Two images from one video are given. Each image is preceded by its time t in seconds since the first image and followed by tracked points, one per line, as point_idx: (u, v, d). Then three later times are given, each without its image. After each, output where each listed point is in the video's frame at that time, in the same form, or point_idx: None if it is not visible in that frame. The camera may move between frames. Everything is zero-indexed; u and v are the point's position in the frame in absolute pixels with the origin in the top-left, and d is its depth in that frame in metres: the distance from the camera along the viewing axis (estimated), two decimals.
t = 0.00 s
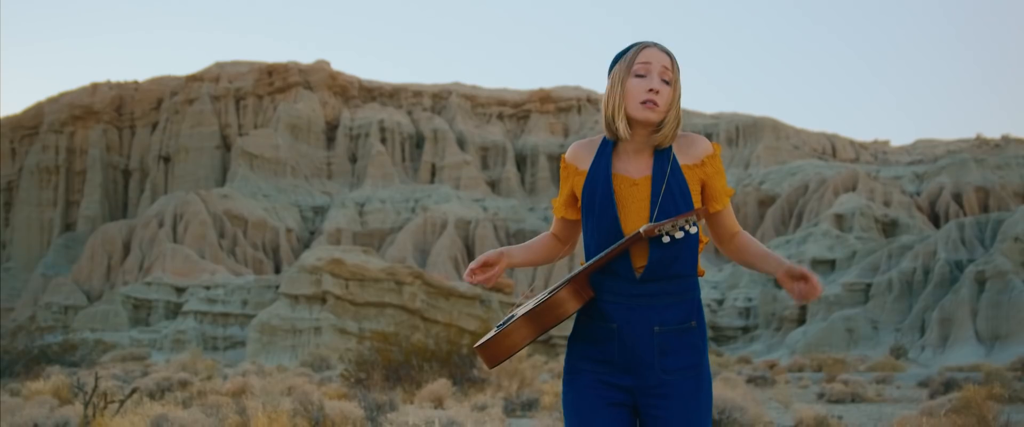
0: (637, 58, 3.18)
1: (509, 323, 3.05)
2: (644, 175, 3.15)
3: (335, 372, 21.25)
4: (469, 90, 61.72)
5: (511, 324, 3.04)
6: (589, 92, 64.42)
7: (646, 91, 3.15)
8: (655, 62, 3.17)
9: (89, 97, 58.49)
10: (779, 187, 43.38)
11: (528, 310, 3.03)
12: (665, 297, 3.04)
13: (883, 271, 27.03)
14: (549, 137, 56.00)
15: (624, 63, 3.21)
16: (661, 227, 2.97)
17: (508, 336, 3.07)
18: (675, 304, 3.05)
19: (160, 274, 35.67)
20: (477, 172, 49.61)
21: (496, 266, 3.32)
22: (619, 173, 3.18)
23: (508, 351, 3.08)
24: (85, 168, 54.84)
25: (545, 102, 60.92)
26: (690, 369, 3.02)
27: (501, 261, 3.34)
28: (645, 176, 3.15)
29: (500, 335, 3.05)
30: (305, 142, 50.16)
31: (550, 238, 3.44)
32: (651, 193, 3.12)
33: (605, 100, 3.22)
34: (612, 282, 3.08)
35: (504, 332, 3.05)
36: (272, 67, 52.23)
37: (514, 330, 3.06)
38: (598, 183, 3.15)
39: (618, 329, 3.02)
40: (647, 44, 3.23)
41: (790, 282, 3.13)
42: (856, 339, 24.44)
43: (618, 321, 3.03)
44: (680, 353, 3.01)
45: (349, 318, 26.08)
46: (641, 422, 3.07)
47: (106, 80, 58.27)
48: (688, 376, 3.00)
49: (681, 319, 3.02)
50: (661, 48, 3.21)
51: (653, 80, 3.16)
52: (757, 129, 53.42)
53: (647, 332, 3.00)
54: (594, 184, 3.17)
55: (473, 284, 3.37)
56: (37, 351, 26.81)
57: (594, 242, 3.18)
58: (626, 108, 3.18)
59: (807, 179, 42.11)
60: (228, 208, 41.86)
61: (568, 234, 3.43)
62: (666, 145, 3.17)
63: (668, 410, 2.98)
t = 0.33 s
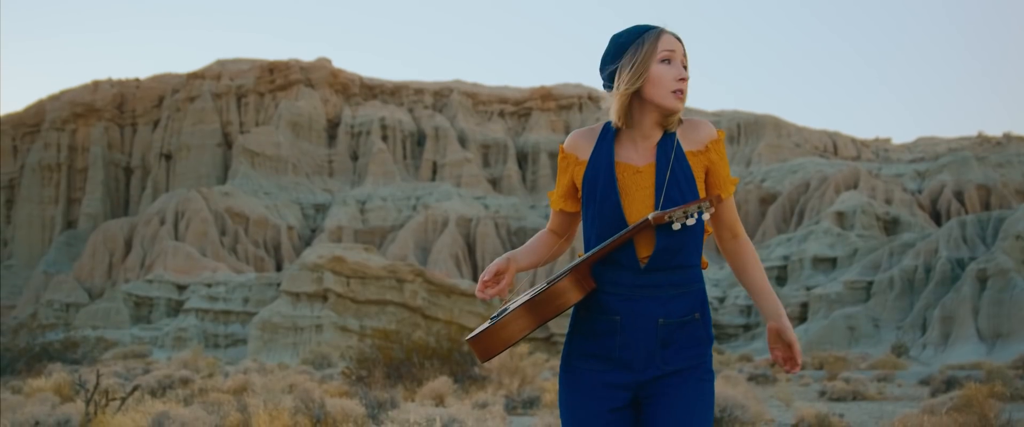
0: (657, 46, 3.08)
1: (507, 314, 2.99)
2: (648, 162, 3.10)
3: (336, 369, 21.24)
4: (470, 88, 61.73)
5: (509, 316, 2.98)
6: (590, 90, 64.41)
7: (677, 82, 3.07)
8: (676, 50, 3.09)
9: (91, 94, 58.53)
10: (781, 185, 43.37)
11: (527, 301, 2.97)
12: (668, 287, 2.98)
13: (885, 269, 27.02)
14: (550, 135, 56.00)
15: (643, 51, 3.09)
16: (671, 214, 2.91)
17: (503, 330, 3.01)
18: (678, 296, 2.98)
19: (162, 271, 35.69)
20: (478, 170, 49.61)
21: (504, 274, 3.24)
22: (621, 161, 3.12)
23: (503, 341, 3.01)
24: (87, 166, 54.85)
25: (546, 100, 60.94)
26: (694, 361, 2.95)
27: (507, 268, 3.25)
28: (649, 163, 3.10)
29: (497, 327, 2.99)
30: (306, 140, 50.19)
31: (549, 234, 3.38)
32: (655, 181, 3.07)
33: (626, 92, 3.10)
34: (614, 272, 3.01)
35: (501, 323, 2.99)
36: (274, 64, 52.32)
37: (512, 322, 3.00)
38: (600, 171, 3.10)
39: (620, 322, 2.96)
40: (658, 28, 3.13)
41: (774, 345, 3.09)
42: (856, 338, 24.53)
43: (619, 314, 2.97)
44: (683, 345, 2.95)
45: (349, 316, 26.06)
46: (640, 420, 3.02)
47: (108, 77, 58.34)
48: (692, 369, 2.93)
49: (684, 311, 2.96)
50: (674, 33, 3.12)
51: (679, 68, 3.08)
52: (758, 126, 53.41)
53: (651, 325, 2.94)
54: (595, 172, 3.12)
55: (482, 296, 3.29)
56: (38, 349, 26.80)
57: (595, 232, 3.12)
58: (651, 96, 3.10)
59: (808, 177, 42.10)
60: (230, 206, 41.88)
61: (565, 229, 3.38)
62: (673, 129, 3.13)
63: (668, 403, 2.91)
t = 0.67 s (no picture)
0: (679, 33, 3.05)
1: (517, 321, 2.96)
2: (656, 152, 3.09)
3: (335, 369, 21.22)
4: (470, 88, 61.76)
5: (522, 321, 2.95)
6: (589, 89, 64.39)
7: (696, 69, 3.07)
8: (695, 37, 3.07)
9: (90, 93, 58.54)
10: (781, 186, 43.40)
11: (541, 303, 2.92)
12: (677, 281, 2.95)
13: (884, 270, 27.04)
14: (550, 135, 56.01)
15: (667, 36, 3.05)
16: (683, 203, 2.91)
17: (510, 341, 2.98)
18: (689, 288, 2.95)
19: (161, 271, 35.69)
20: (478, 170, 49.62)
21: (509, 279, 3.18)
22: (628, 148, 3.11)
23: (513, 353, 2.98)
24: (86, 165, 54.81)
25: (546, 100, 60.96)
26: (709, 357, 2.92)
27: (508, 271, 3.20)
28: (657, 153, 3.09)
29: (507, 336, 2.96)
30: (306, 140, 50.23)
31: (545, 232, 3.32)
32: (664, 170, 3.06)
33: (651, 78, 3.05)
34: (620, 266, 2.97)
35: (511, 332, 2.96)
36: (274, 64, 52.36)
37: (523, 328, 2.97)
38: (607, 160, 3.07)
39: (631, 318, 2.91)
40: (671, 13, 3.09)
41: (816, 304, 2.87)
42: (856, 339, 24.50)
43: (629, 310, 2.92)
44: (696, 340, 2.91)
45: (349, 316, 26.06)
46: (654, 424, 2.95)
47: (107, 77, 58.32)
48: (707, 366, 2.89)
49: (695, 306, 2.93)
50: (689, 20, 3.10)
51: (698, 56, 3.08)
52: (759, 127, 53.45)
53: (663, 320, 2.90)
54: (600, 161, 3.08)
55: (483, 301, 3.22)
56: (37, 348, 26.80)
57: (599, 226, 3.06)
58: (674, 87, 3.09)
59: (808, 178, 42.12)
60: (229, 205, 41.91)
61: (560, 225, 3.31)
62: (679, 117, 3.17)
63: (685, 403, 2.87)
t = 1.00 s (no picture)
0: (680, 32, 3.11)
1: (508, 316, 2.92)
2: (650, 152, 3.16)
3: (334, 376, 21.20)
4: (469, 95, 61.81)
5: (514, 316, 2.91)
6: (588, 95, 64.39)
7: (695, 72, 3.14)
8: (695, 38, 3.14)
9: (89, 100, 58.57)
10: (779, 191, 43.41)
11: (534, 301, 2.90)
12: (667, 285, 3.02)
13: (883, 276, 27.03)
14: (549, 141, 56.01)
15: (668, 36, 3.10)
16: (685, 206, 3.00)
17: (499, 337, 2.93)
18: (677, 294, 3.03)
19: (160, 278, 35.67)
20: (477, 177, 49.63)
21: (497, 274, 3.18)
22: (624, 147, 3.16)
23: (502, 349, 2.94)
24: (85, 172, 54.76)
25: (545, 106, 60.99)
26: (693, 366, 3.00)
27: (494, 268, 3.18)
28: (652, 152, 3.16)
29: (499, 331, 2.92)
30: (305, 146, 50.28)
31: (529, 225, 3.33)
32: (659, 171, 3.13)
33: (654, 78, 3.08)
34: (613, 267, 3.00)
35: (502, 328, 2.91)
36: (273, 70, 52.39)
37: (513, 323, 2.93)
38: (603, 161, 3.10)
39: (620, 321, 2.95)
40: (668, 9, 3.13)
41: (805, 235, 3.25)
42: (855, 345, 24.52)
43: (619, 311, 2.96)
44: (684, 347, 2.99)
45: (348, 322, 26.09)
46: None
47: (106, 83, 58.26)
48: (691, 373, 2.98)
49: (685, 312, 3.01)
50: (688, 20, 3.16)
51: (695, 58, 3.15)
52: (757, 133, 53.48)
53: (653, 324, 2.96)
54: (597, 160, 3.11)
55: (459, 293, 3.20)
56: (36, 355, 26.78)
57: (591, 223, 3.10)
58: (674, 87, 3.14)
59: (807, 184, 42.11)
60: (228, 212, 41.90)
61: (538, 223, 3.33)
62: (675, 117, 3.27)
63: (669, 410, 2.94)
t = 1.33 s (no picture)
0: (665, 38, 3.31)
1: (490, 310, 3.17)
2: (639, 161, 3.38)
3: (328, 387, 21.19)
4: (462, 106, 61.88)
5: (493, 312, 3.17)
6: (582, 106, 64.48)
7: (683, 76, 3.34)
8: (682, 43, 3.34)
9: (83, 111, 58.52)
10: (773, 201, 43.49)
11: (516, 297, 3.16)
12: (655, 293, 3.27)
13: (876, 285, 27.03)
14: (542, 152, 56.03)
15: (654, 42, 3.29)
16: (678, 216, 3.26)
17: (478, 330, 3.19)
18: (663, 304, 3.29)
19: (154, 289, 35.60)
20: (471, 187, 49.60)
21: (477, 279, 3.38)
22: (616, 156, 3.37)
23: (478, 344, 3.20)
24: (78, 184, 54.60)
25: (538, 116, 61.04)
26: (677, 374, 3.27)
27: (471, 278, 3.38)
28: (641, 161, 3.38)
29: (477, 325, 3.17)
30: (299, 158, 50.30)
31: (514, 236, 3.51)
32: (649, 181, 3.35)
33: (641, 88, 3.28)
34: (602, 272, 3.25)
35: (481, 322, 3.17)
36: (266, 81, 52.36)
37: (498, 317, 3.19)
38: (593, 169, 3.31)
39: (609, 330, 3.20)
40: (654, 16, 3.35)
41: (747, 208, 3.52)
42: (849, 353, 24.60)
43: (607, 320, 3.21)
44: (668, 355, 3.26)
45: (341, 333, 26.00)
46: None
47: (100, 95, 58.19)
48: (676, 382, 3.25)
49: (670, 322, 3.27)
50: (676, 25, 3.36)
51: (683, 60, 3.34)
52: (750, 143, 53.56)
53: (642, 334, 3.22)
54: (586, 167, 3.32)
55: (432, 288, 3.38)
56: (29, 368, 26.76)
57: (581, 230, 3.31)
58: (659, 95, 3.34)
59: (800, 193, 42.19)
60: (222, 223, 41.89)
61: (521, 233, 3.51)
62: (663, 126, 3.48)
63: (657, 416, 3.22)
